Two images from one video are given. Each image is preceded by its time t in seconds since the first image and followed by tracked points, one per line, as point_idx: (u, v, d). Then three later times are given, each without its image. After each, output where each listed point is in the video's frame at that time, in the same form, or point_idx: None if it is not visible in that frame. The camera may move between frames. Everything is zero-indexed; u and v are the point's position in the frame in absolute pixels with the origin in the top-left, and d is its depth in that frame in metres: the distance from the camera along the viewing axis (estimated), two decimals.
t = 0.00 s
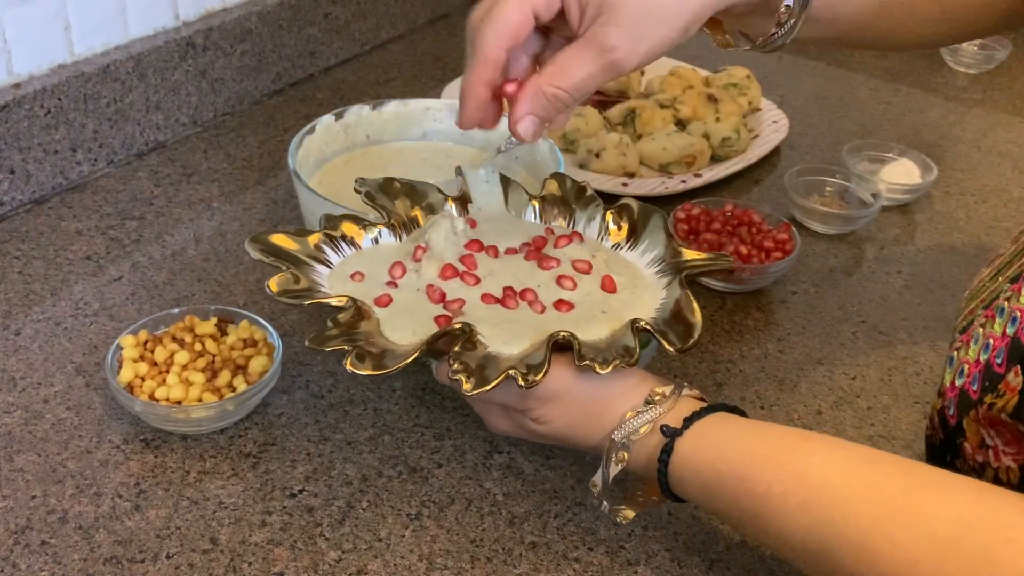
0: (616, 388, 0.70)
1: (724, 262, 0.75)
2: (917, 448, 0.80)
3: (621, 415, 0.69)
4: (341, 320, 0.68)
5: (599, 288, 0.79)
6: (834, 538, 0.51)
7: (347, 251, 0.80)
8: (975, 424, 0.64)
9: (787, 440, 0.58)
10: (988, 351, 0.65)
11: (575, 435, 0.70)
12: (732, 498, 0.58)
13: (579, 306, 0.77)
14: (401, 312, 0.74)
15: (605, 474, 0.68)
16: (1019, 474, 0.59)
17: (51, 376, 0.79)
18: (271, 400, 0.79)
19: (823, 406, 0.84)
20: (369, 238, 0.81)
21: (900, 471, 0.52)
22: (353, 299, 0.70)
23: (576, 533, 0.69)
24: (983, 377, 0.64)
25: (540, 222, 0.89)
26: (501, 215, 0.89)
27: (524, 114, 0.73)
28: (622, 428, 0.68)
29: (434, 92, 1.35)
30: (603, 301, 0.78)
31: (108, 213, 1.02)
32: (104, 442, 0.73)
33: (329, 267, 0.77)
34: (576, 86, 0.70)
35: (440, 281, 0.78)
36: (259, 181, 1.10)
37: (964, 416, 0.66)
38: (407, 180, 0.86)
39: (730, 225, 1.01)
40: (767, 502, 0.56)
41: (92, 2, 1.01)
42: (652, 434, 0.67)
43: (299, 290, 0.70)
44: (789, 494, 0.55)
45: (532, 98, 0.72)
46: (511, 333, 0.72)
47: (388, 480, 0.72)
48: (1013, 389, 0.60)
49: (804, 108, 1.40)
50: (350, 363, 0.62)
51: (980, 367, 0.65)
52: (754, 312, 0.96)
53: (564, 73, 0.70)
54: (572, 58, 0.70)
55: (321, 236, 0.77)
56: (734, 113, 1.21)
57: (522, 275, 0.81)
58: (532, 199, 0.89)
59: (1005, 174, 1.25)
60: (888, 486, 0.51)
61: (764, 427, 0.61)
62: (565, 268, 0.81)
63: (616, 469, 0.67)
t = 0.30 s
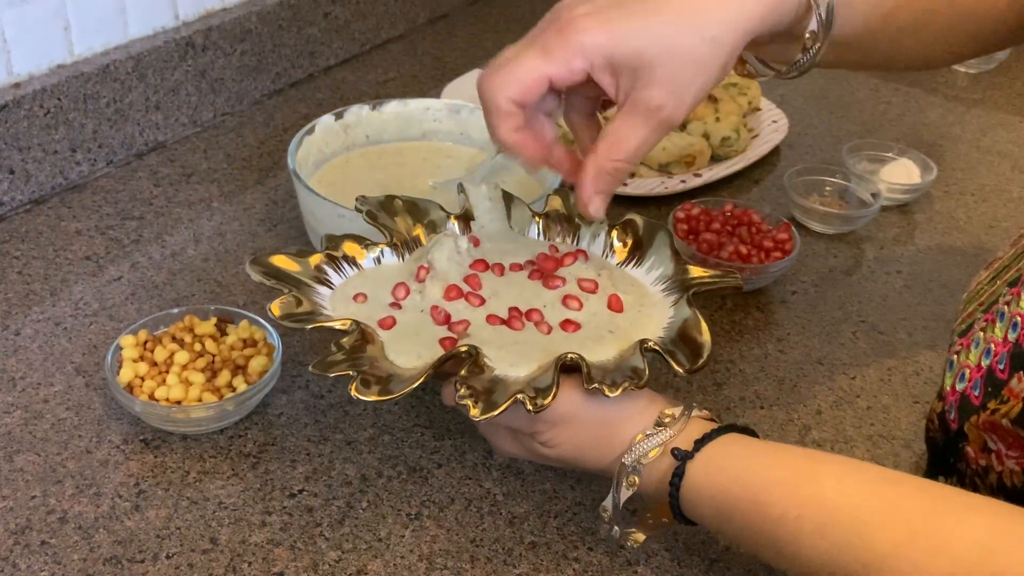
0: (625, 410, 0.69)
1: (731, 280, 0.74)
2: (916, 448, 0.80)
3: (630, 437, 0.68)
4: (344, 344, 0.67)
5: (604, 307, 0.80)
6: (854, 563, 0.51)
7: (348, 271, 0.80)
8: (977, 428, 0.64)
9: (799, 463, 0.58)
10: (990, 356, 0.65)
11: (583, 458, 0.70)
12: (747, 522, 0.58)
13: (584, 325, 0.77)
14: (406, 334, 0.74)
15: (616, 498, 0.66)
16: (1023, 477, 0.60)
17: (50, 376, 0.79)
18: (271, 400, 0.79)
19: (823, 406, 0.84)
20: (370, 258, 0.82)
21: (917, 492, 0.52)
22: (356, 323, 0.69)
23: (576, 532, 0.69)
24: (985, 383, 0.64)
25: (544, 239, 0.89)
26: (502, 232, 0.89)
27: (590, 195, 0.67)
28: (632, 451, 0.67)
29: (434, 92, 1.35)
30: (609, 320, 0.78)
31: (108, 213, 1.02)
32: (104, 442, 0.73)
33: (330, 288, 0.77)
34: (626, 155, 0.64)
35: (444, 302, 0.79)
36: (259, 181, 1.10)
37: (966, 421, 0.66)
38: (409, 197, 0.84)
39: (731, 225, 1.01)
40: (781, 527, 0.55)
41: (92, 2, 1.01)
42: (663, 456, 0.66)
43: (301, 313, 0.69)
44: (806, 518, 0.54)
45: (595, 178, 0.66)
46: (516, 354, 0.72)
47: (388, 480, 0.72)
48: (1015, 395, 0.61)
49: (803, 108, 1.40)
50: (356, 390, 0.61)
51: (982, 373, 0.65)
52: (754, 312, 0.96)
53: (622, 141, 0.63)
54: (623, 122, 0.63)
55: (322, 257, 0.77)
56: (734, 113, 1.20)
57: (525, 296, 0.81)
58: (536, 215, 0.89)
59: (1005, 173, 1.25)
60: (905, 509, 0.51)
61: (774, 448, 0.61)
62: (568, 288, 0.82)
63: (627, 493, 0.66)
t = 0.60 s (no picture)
0: (636, 431, 0.69)
1: (738, 297, 0.74)
2: (916, 448, 0.80)
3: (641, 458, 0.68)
4: (350, 366, 0.66)
5: (614, 326, 0.77)
6: None
7: (353, 287, 0.78)
8: (983, 440, 0.64)
9: (812, 484, 0.58)
10: (993, 367, 0.65)
11: (593, 481, 0.69)
12: (765, 544, 0.58)
13: (595, 344, 0.75)
14: (412, 354, 0.72)
15: (626, 521, 0.66)
16: None
17: (50, 376, 0.79)
18: (271, 399, 0.79)
19: (822, 406, 0.84)
20: (375, 274, 0.80)
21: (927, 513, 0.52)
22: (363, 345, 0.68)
23: (576, 532, 0.69)
24: (990, 394, 0.64)
25: (550, 253, 0.87)
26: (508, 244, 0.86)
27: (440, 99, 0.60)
28: (643, 473, 0.67)
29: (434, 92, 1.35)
30: (620, 339, 0.76)
31: (108, 212, 1.02)
32: (104, 442, 0.73)
33: (335, 305, 0.76)
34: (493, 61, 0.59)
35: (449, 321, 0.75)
36: (258, 181, 1.10)
37: (972, 433, 0.65)
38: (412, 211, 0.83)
39: (731, 226, 1.01)
40: (795, 552, 0.55)
41: (92, 2, 1.00)
42: (673, 478, 0.67)
43: (306, 334, 0.68)
44: (818, 542, 0.54)
45: (454, 80, 0.59)
46: (526, 374, 0.70)
47: (388, 479, 0.72)
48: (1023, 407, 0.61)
49: (803, 108, 1.40)
50: (362, 413, 0.61)
51: (986, 384, 0.65)
52: (754, 312, 0.96)
53: (486, 49, 0.58)
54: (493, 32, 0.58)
55: (327, 274, 0.76)
56: (734, 113, 1.21)
57: (533, 313, 0.79)
58: (541, 229, 0.87)
59: (1005, 174, 1.25)
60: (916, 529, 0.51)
61: (788, 471, 0.61)
62: (578, 305, 0.79)
63: (638, 516, 0.66)
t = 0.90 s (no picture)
0: (652, 475, 0.66)
1: (747, 324, 0.74)
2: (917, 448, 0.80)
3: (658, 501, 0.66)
4: (347, 412, 0.64)
5: (620, 359, 0.77)
6: None
7: (346, 328, 0.76)
8: (983, 481, 0.63)
9: (839, 526, 0.57)
10: (986, 407, 0.64)
11: (608, 524, 0.66)
12: None
13: (603, 380, 0.74)
14: (414, 397, 0.71)
15: (647, 568, 0.64)
16: None
17: (51, 376, 0.79)
18: (272, 399, 0.79)
19: (823, 407, 0.84)
20: (368, 312, 0.79)
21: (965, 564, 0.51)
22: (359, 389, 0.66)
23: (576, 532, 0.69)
24: (987, 435, 0.63)
25: (550, 284, 0.86)
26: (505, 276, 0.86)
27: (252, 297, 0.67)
28: (662, 517, 0.64)
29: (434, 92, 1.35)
30: (628, 373, 0.75)
31: (108, 212, 1.02)
32: (104, 442, 0.73)
33: (328, 348, 0.74)
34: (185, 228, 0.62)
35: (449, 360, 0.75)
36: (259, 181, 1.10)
37: (970, 473, 0.65)
38: (403, 247, 0.82)
39: (732, 226, 1.01)
40: None
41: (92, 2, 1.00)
42: (694, 521, 0.65)
43: (298, 379, 0.66)
44: None
45: (255, 284, 0.66)
46: (532, 415, 0.69)
47: (388, 479, 0.72)
48: None
49: (803, 108, 1.40)
50: (366, 464, 0.58)
51: (980, 424, 0.64)
52: (754, 312, 0.96)
53: (279, 259, 0.64)
54: (278, 239, 0.64)
55: (318, 315, 0.74)
56: (734, 114, 1.19)
57: (537, 349, 0.78)
58: (540, 261, 0.86)
59: (1006, 174, 1.25)
60: None
61: (812, 510, 0.60)
62: (581, 339, 0.79)
63: (659, 563, 0.64)
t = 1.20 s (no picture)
0: (599, 489, 0.65)
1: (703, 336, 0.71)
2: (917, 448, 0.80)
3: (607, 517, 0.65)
4: (288, 430, 0.61)
5: (574, 373, 0.75)
6: None
7: (291, 340, 0.74)
8: (950, 499, 0.64)
9: (797, 536, 0.57)
10: (945, 424, 0.65)
11: (555, 542, 0.65)
12: None
13: (554, 394, 0.72)
14: (359, 411, 0.69)
15: None
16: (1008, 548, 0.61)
17: (52, 375, 0.79)
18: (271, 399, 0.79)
19: (823, 407, 0.84)
20: (314, 323, 0.76)
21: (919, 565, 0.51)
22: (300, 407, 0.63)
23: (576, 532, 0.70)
24: (948, 452, 0.64)
25: (503, 293, 0.84)
26: (459, 287, 0.83)
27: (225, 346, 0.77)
28: (611, 535, 0.64)
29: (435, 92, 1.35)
30: (580, 389, 0.73)
31: (109, 212, 1.02)
32: (104, 442, 0.73)
33: (272, 360, 0.71)
34: (144, 304, 0.70)
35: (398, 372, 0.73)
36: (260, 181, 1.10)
37: (937, 491, 0.66)
38: (351, 254, 0.79)
39: (732, 225, 1.01)
40: None
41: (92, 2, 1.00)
42: (644, 538, 0.64)
43: (239, 395, 0.63)
44: None
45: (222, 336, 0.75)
46: (483, 430, 0.67)
47: (388, 480, 0.72)
48: (987, 467, 0.61)
49: (805, 108, 1.40)
50: (304, 484, 0.55)
51: (941, 442, 0.65)
52: (755, 312, 0.96)
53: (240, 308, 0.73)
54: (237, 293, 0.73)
55: (262, 327, 0.71)
56: (734, 113, 1.19)
57: (488, 363, 0.76)
58: (494, 269, 0.84)
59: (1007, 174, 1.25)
60: None
61: (773, 522, 0.59)
62: (533, 352, 0.77)
63: None
